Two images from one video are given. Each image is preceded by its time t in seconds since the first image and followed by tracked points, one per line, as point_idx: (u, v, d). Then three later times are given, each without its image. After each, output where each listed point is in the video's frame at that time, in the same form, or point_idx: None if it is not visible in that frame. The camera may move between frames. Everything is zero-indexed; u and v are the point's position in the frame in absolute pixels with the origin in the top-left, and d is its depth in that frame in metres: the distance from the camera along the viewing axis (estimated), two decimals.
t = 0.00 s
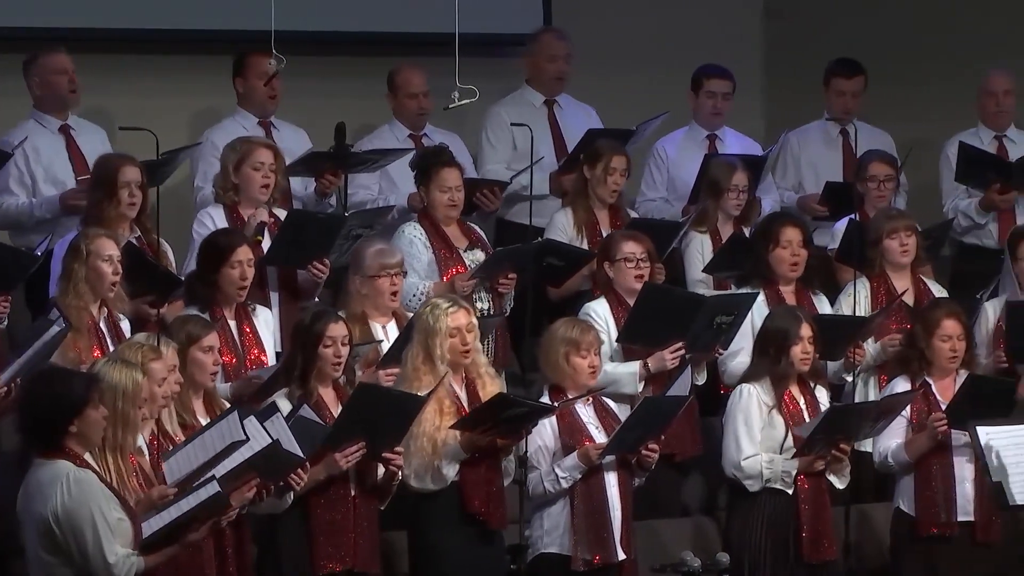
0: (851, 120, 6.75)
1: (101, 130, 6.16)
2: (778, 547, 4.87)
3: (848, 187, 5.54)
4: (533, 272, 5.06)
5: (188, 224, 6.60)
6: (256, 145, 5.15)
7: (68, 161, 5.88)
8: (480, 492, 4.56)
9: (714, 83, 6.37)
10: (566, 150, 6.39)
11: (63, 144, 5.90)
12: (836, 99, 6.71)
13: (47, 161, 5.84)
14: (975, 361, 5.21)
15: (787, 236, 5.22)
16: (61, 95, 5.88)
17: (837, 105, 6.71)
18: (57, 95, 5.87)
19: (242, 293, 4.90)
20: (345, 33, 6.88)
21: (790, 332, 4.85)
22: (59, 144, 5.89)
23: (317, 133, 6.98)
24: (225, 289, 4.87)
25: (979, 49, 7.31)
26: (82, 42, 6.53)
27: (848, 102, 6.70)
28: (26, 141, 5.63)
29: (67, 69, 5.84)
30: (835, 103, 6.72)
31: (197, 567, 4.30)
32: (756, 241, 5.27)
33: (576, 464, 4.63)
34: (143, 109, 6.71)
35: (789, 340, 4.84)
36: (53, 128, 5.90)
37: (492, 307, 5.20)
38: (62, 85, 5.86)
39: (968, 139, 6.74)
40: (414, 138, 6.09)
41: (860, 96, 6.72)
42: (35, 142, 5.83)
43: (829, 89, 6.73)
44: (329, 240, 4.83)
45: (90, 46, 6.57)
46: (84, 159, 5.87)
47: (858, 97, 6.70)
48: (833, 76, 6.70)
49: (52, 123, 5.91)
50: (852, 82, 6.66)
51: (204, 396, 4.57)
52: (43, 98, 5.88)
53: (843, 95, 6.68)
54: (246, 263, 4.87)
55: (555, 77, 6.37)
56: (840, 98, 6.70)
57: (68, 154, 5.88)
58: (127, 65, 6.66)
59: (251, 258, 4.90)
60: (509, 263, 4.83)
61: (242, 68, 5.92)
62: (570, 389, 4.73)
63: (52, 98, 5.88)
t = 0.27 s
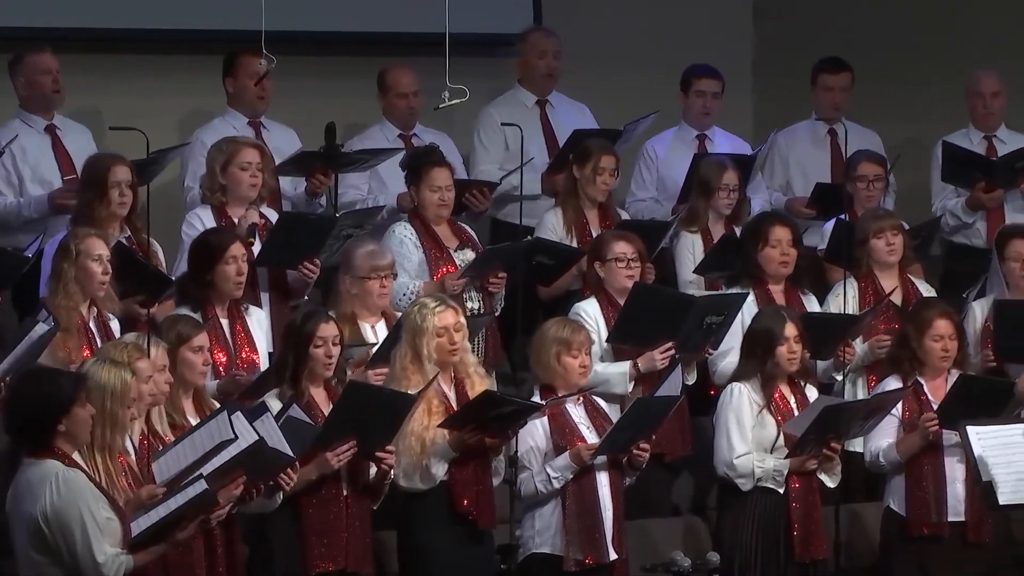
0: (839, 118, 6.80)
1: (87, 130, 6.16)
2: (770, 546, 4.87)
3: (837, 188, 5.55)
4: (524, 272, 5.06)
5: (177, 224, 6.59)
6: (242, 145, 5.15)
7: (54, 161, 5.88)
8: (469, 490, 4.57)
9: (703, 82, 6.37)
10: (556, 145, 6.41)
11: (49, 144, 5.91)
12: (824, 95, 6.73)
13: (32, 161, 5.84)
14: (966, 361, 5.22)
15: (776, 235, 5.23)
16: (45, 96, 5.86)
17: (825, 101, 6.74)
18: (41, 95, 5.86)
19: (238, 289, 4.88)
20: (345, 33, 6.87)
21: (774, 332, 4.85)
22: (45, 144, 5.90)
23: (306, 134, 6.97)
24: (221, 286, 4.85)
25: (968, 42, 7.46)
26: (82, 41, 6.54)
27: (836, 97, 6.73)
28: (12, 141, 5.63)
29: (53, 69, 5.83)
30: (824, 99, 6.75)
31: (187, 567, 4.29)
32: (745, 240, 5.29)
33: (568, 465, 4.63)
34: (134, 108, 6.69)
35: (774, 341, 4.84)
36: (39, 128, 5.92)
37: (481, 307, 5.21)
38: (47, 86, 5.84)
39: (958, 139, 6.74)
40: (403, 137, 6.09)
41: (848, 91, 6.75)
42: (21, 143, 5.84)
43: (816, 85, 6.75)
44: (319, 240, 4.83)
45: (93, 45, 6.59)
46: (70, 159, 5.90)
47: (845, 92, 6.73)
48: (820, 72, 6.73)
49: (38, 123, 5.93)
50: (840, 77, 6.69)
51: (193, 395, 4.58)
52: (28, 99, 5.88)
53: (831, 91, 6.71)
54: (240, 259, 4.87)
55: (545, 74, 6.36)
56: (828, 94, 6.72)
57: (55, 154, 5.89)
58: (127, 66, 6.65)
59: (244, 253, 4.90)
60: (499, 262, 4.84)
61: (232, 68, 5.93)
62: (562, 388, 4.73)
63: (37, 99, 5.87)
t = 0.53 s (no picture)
0: (825, 118, 6.82)
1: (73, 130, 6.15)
2: (760, 547, 4.86)
3: (826, 189, 5.53)
4: (513, 272, 5.05)
5: (167, 224, 6.58)
6: (228, 145, 5.15)
7: (39, 162, 5.88)
8: (458, 489, 4.58)
9: (692, 81, 6.37)
10: (549, 142, 6.40)
11: (35, 143, 5.90)
12: (809, 95, 6.78)
13: (19, 161, 5.83)
14: (957, 361, 5.23)
15: (765, 235, 5.23)
16: (30, 96, 5.85)
17: (811, 101, 6.78)
18: (27, 95, 5.85)
19: (227, 289, 4.85)
20: (345, 32, 6.86)
21: (761, 332, 4.86)
22: (30, 144, 5.89)
23: (295, 134, 6.96)
24: (210, 285, 4.82)
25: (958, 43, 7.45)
26: (82, 41, 6.55)
27: (822, 96, 6.77)
28: None
29: (40, 70, 5.83)
30: (809, 99, 6.79)
31: (176, 567, 4.29)
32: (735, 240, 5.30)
33: (559, 465, 4.63)
34: (124, 108, 6.68)
35: (761, 341, 4.85)
36: (24, 128, 5.91)
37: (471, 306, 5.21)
38: (32, 87, 5.84)
39: (948, 140, 6.75)
40: (392, 136, 6.08)
41: (834, 90, 6.80)
42: (6, 142, 5.83)
43: (802, 84, 6.80)
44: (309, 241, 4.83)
45: (93, 45, 6.59)
46: (55, 160, 5.91)
47: (831, 92, 6.78)
48: (805, 71, 6.77)
49: (23, 123, 5.92)
50: (825, 76, 6.73)
51: (182, 396, 4.57)
52: (12, 100, 5.88)
53: (816, 90, 6.75)
54: (230, 257, 4.83)
55: (536, 72, 6.35)
56: (814, 93, 6.77)
57: (40, 155, 5.89)
58: (124, 67, 6.65)
59: (234, 252, 4.85)
60: (488, 263, 4.83)
61: (222, 67, 5.92)
62: (553, 388, 4.72)
63: (23, 100, 5.87)
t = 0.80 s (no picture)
0: (809, 118, 6.82)
1: (60, 129, 6.15)
2: (748, 546, 4.87)
3: (815, 189, 5.53)
4: (502, 272, 5.05)
5: (155, 223, 6.58)
6: (214, 144, 5.16)
7: (25, 163, 5.88)
8: (446, 488, 4.58)
9: (682, 81, 6.36)
10: (541, 142, 6.39)
11: (21, 144, 5.89)
12: (795, 95, 6.76)
13: (3, 162, 5.83)
14: (948, 362, 5.21)
15: (755, 234, 5.24)
16: (18, 99, 5.85)
17: (796, 101, 6.77)
18: (14, 98, 5.85)
19: (216, 291, 4.82)
20: (340, 33, 6.88)
21: (750, 332, 4.85)
22: (17, 144, 5.88)
23: (284, 134, 6.95)
24: (200, 287, 4.80)
25: (947, 42, 7.38)
26: (82, 41, 6.55)
27: (807, 96, 6.76)
28: None
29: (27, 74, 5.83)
30: (795, 99, 6.78)
31: (164, 567, 4.30)
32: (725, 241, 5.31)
33: (550, 464, 4.62)
34: (115, 108, 6.68)
35: (750, 342, 4.84)
36: (11, 128, 5.89)
37: (460, 306, 5.21)
38: (20, 90, 5.84)
39: (937, 140, 6.78)
40: (381, 136, 6.08)
41: (819, 90, 6.79)
42: None
43: (787, 84, 6.78)
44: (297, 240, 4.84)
45: (93, 45, 6.59)
46: (40, 160, 5.90)
47: (816, 92, 6.76)
48: (790, 72, 6.74)
49: (10, 124, 5.89)
50: (811, 76, 6.72)
51: (169, 396, 4.57)
52: (0, 100, 5.87)
53: (801, 90, 6.74)
54: (221, 259, 4.79)
55: (530, 72, 6.35)
56: (799, 93, 6.75)
57: (26, 155, 5.88)
58: (129, 67, 6.68)
59: (225, 253, 4.80)
60: (477, 263, 4.83)
61: (210, 67, 5.91)
62: (546, 388, 4.71)
63: (11, 102, 5.86)
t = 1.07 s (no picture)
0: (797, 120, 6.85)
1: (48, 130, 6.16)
2: (738, 545, 4.87)
3: (806, 189, 5.54)
4: (491, 271, 5.06)
5: (144, 224, 6.58)
6: (203, 143, 5.15)
7: (12, 164, 5.88)
8: (435, 487, 4.58)
9: (672, 81, 6.37)
10: (532, 141, 6.40)
11: (8, 144, 5.90)
12: (781, 95, 6.79)
13: None
14: (938, 361, 5.24)
15: (746, 234, 5.25)
16: (7, 105, 5.86)
17: (782, 101, 6.80)
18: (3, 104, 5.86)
19: (205, 294, 4.82)
20: (328, 33, 6.87)
21: (739, 332, 4.84)
22: (4, 144, 5.89)
23: (274, 135, 6.95)
24: (190, 290, 4.80)
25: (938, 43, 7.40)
26: (80, 42, 6.57)
27: (793, 97, 6.80)
28: None
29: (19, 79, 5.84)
30: (780, 98, 6.81)
31: (153, 568, 4.31)
32: (716, 241, 5.30)
33: (540, 464, 4.62)
34: (110, 109, 6.70)
35: (739, 342, 4.84)
36: None
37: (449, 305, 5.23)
38: (9, 98, 5.84)
39: (926, 139, 6.76)
40: (371, 137, 6.09)
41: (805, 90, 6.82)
42: None
43: (773, 85, 6.81)
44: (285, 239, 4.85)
45: (95, 45, 6.61)
46: (25, 160, 5.90)
47: (802, 92, 6.80)
48: (775, 72, 6.79)
49: None
50: (796, 77, 6.76)
51: (157, 397, 4.57)
52: None
53: (788, 90, 6.77)
54: (211, 261, 4.80)
55: (523, 72, 6.36)
56: (785, 93, 6.79)
57: (12, 155, 5.89)
58: (120, 67, 6.67)
59: (215, 256, 4.81)
60: (467, 261, 4.85)
61: (201, 66, 5.92)
62: (536, 388, 4.72)
63: None
